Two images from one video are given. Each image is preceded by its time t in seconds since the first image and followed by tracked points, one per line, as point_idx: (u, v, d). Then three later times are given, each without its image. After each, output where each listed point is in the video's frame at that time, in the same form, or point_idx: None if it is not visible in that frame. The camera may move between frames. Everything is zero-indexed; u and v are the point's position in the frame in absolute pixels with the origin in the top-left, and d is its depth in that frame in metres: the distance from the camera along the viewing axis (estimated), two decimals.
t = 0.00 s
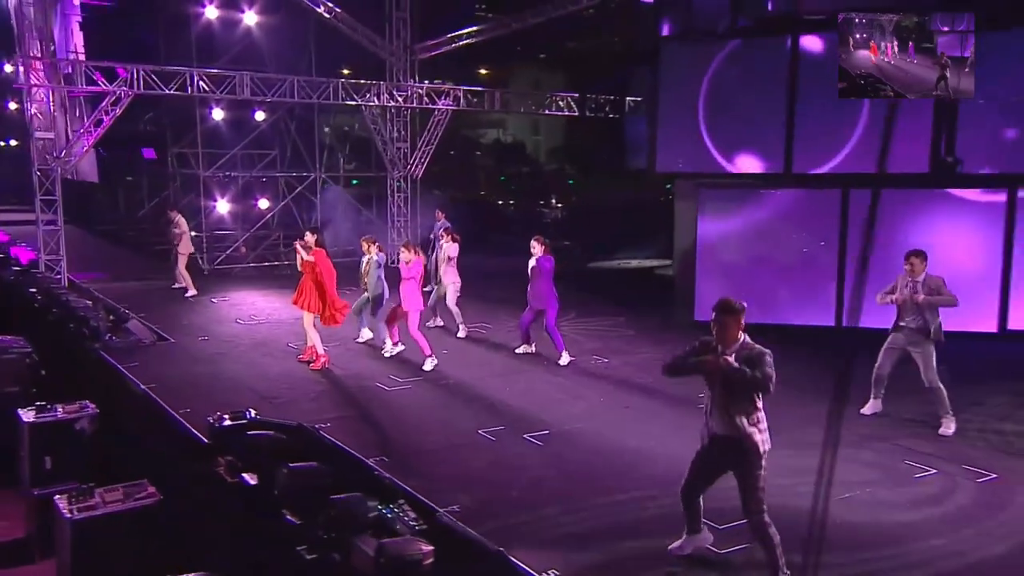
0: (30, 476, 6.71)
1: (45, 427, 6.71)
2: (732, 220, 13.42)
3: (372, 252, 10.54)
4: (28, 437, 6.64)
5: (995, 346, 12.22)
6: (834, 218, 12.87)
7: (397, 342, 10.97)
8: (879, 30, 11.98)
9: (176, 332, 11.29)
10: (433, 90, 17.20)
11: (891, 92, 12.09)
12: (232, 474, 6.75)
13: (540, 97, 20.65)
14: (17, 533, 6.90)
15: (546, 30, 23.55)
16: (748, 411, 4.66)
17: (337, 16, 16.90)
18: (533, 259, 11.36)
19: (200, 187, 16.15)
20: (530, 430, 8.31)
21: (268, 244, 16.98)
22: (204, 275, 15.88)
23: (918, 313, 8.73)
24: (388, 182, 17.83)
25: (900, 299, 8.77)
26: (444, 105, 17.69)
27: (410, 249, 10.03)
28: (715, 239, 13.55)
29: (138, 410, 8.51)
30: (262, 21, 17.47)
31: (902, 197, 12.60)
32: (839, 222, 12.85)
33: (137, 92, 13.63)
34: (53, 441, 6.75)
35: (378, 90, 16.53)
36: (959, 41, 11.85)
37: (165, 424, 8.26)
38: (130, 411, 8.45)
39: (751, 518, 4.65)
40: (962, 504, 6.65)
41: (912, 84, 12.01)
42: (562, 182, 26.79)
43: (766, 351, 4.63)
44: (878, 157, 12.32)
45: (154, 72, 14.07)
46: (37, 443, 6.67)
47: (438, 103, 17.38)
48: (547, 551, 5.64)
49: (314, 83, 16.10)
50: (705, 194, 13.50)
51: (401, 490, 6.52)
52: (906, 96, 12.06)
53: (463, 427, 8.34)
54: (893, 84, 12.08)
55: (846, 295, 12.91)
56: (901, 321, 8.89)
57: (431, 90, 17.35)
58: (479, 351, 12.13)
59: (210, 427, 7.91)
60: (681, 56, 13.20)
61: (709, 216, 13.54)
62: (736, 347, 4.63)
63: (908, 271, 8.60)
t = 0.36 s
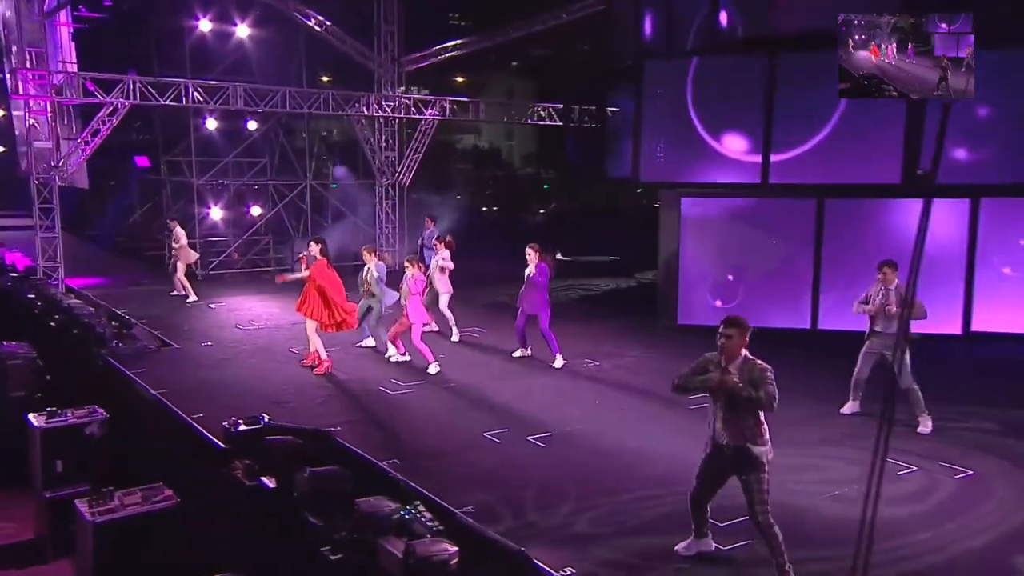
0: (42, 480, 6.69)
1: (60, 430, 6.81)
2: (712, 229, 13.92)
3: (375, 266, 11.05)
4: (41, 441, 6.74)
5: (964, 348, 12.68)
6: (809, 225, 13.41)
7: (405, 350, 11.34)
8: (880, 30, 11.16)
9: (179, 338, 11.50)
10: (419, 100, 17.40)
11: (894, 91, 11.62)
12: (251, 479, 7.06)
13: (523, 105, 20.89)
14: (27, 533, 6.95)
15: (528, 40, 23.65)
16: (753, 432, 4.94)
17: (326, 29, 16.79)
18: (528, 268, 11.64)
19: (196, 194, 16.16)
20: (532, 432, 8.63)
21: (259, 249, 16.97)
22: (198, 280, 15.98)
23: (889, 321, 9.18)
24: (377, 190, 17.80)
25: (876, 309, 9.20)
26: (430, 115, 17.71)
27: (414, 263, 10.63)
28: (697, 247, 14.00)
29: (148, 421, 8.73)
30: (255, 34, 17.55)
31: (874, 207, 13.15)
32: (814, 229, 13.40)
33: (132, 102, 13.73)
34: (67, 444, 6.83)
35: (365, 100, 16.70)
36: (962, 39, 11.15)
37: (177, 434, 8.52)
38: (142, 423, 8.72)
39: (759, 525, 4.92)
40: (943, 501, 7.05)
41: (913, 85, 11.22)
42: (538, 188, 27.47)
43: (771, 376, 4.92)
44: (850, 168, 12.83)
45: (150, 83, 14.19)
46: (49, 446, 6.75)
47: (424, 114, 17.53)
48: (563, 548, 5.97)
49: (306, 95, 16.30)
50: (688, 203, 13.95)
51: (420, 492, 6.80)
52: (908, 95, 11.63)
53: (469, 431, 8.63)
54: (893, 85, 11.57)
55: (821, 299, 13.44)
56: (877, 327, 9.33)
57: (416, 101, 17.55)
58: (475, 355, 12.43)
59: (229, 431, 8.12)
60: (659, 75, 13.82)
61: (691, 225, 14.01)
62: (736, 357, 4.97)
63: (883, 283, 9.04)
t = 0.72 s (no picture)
0: (50, 483, 6.87)
1: (67, 435, 7.02)
2: (689, 234, 14.37)
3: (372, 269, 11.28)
4: (48, 445, 6.94)
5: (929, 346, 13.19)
6: (782, 232, 13.82)
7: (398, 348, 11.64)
8: (878, 32, 12.49)
9: (180, 342, 11.74)
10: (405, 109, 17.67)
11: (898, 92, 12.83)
12: (264, 479, 7.38)
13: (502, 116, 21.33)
14: (36, 533, 7.16)
15: (510, 49, 23.78)
16: (747, 425, 5.37)
17: (314, 41, 16.87)
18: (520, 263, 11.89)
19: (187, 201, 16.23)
20: (531, 432, 9.03)
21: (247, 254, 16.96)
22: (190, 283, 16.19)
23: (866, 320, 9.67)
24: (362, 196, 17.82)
25: (849, 305, 9.71)
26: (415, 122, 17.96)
27: (412, 263, 10.90)
28: (675, 251, 14.45)
29: (150, 424, 8.97)
30: (245, 45, 17.69)
31: (846, 215, 13.53)
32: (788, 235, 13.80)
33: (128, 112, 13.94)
34: (74, 447, 7.02)
35: (352, 109, 16.95)
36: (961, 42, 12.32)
37: (181, 439, 8.78)
38: (147, 426, 8.97)
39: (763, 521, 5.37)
40: (920, 494, 7.57)
41: (913, 84, 12.71)
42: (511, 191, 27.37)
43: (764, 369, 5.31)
44: (819, 175, 13.37)
45: (144, 93, 14.43)
46: (56, 450, 6.94)
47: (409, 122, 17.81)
48: (570, 543, 6.38)
49: (295, 105, 16.52)
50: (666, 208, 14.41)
51: (431, 492, 7.14)
52: (911, 96, 12.81)
53: (470, 431, 9.01)
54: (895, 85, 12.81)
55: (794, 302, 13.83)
56: (856, 328, 9.79)
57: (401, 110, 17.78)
58: (468, 356, 12.80)
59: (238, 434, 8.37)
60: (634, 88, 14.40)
61: (670, 229, 14.47)
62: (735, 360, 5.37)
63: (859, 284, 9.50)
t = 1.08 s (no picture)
0: (57, 484, 7.06)
1: (74, 438, 7.21)
2: (667, 243, 14.85)
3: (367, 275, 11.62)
4: (56, 448, 7.12)
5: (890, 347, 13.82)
6: (756, 239, 14.35)
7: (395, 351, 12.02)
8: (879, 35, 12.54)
9: (180, 346, 12.00)
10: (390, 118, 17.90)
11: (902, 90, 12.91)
12: (274, 479, 7.55)
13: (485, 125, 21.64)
14: (41, 533, 7.25)
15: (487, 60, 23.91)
16: (755, 420, 5.75)
17: (302, 52, 17.25)
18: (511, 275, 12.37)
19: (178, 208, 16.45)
20: (528, 431, 9.44)
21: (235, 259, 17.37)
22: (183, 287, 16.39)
23: (850, 323, 10.16)
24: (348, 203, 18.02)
25: (832, 312, 10.18)
26: (401, 131, 18.15)
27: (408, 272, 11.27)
28: (658, 257, 14.87)
29: (151, 427, 9.17)
30: (235, 57, 17.76)
31: (817, 224, 14.07)
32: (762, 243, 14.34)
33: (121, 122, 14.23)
34: (80, 449, 7.21)
35: (338, 118, 17.17)
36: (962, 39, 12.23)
37: (181, 441, 9.00)
38: (150, 429, 9.19)
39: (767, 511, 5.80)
40: (893, 489, 8.12)
41: (911, 84, 12.81)
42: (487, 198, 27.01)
43: (772, 371, 5.73)
44: (794, 186, 13.91)
45: (137, 103, 14.67)
46: (63, 452, 7.12)
47: (394, 130, 18.02)
48: (574, 537, 6.81)
49: (283, 114, 16.73)
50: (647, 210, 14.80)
51: (441, 491, 7.48)
52: (913, 94, 12.94)
53: (469, 431, 9.38)
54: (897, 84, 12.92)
55: (767, 307, 14.38)
56: (834, 331, 10.30)
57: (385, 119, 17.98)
58: (459, 356, 13.16)
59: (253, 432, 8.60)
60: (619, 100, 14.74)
61: (650, 237, 14.94)
62: (739, 360, 5.76)
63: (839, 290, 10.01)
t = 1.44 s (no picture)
0: (62, 484, 7.23)
1: (80, 439, 7.39)
2: (646, 249, 15.18)
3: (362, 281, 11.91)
4: (61, 450, 7.28)
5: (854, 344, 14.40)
6: (730, 246, 14.81)
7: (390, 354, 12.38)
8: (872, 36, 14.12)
9: (179, 350, 12.31)
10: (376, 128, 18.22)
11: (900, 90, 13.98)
12: (284, 478, 7.88)
13: (468, 131, 22.03)
14: (46, 532, 7.39)
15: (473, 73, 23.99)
16: (756, 420, 6.23)
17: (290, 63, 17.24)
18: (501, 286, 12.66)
19: (168, 215, 16.67)
20: (522, 429, 9.92)
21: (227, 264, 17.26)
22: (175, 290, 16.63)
23: (820, 328, 10.72)
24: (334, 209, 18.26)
25: (805, 319, 10.77)
26: (386, 141, 18.25)
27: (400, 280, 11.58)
28: (637, 263, 15.22)
29: (153, 427, 9.37)
30: (226, 67, 17.92)
31: (789, 232, 14.58)
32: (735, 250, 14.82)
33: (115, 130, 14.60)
34: (84, 450, 7.37)
35: (326, 126, 17.48)
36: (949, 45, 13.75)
37: (183, 439, 9.21)
38: (153, 428, 9.40)
39: (764, 505, 6.32)
40: (864, 481, 8.71)
41: (913, 83, 14.02)
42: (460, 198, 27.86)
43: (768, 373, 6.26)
44: (767, 195, 14.40)
45: (129, 112, 15.12)
46: (68, 454, 7.28)
47: (379, 139, 18.31)
48: (574, 533, 7.31)
49: (273, 123, 16.99)
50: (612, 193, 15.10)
51: (446, 489, 7.91)
52: (915, 94, 13.90)
53: (466, 430, 9.84)
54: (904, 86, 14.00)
55: (741, 308, 14.85)
56: (806, 333, 10.84)
57: (371, 128, 18.31)
58: (450, 356, 13.60)
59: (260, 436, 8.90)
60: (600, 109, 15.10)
61: (629, 244, 15.29)
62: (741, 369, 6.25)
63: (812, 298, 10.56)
